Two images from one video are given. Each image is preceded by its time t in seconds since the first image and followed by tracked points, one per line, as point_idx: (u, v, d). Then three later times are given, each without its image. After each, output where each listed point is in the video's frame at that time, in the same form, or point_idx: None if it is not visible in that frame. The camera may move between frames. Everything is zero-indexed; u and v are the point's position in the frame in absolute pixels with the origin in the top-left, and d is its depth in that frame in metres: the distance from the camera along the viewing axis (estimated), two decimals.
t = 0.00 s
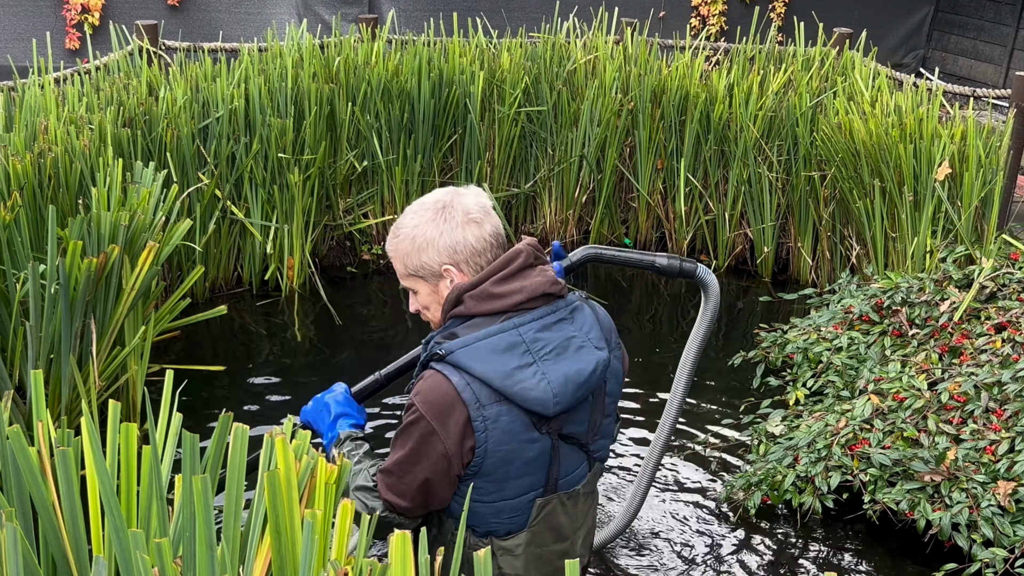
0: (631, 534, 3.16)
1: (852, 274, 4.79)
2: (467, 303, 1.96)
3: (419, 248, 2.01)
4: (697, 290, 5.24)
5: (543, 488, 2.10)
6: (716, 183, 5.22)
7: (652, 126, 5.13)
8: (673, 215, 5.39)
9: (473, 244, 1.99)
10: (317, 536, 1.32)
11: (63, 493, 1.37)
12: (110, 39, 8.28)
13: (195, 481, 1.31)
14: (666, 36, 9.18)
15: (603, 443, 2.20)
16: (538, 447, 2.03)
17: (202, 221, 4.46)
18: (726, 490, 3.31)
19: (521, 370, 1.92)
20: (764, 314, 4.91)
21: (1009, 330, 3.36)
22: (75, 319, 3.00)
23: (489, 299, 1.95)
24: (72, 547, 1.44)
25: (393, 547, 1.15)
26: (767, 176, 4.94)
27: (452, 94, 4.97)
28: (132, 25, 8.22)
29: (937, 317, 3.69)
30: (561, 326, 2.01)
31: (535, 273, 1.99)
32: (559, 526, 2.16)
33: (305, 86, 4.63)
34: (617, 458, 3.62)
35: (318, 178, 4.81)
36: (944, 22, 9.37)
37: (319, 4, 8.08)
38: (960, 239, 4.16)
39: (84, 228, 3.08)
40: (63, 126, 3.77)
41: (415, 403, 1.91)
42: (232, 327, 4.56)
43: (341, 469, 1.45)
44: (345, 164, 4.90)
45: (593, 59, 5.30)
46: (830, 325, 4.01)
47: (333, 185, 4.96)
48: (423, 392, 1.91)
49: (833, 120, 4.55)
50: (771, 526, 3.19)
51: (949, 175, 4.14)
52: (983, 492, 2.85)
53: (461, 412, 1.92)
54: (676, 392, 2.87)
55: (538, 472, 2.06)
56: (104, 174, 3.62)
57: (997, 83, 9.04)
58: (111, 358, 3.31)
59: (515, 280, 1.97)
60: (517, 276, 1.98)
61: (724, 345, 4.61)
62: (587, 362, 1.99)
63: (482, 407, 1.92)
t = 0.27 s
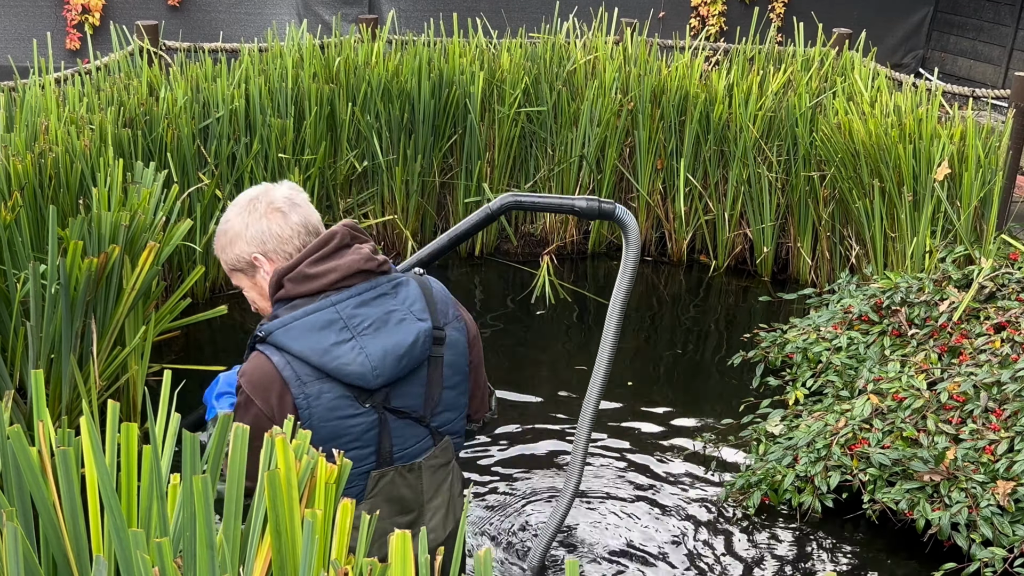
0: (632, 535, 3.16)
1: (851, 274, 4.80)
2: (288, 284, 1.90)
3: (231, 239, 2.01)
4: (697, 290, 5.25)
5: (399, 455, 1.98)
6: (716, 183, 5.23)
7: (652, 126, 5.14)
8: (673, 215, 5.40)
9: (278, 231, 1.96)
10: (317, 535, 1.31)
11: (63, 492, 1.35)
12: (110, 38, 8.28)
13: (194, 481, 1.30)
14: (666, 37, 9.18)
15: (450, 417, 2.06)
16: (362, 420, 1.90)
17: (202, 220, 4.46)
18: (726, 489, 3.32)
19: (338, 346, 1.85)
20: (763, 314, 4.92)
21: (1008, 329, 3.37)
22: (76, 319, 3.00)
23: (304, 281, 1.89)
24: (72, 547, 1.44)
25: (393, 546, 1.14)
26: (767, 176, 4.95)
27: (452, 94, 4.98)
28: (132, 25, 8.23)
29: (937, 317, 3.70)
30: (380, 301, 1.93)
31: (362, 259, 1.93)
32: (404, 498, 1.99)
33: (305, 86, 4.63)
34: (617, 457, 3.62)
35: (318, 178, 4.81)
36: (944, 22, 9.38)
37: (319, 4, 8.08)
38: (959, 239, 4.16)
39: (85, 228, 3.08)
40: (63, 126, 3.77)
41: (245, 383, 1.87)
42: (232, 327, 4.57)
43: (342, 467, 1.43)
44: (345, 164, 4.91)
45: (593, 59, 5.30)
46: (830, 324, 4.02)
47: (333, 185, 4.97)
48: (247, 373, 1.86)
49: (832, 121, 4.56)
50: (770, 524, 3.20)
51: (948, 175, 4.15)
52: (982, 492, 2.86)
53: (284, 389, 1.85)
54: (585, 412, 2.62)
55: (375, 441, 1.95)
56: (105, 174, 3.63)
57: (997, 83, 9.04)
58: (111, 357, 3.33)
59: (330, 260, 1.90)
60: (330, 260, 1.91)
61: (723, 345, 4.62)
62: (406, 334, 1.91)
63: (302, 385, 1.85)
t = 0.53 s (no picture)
0: (633, 535, 3.16)
1: (851, 274, 4.81)
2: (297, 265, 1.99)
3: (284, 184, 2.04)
4: (696, 289, 5.26)
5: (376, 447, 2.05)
6: (715, 183, 5.23)
7: (652, 126, 5.15)
8: (673, 215, 5.41)
9: (321, 221, 2.01)
10: (316, 534, 1.32)
11: (65, 492, 1.35)
12: (111, 38, 8.29)
13: (195, 482, 1.30)
14: (665, 36, 9.19)
15: (431, 415, 2.13)
16: (339, 408, 1.99)
17: (202, 220, 4.47)
18: (726, 488, 3.32)
19: (325, 335, 1.93)
20: (763, 314, 4.92)
21: (1007, 329, 3.38)
22: (76, 319, 3.01)
23: (309, 265, 1.98)
24: (73, 547, 1.43)
25: (393, 547, 1.14)
26: (766, 176, 4.96)
27: (451, 94, 4.98)
28: (132, 25, 8.23)
29: (936, 317, 3.71)
30: (379, 298, 2.00)
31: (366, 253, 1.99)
32: (421, 496, 2.08)
33: (306, 86, 4.64)
34: (617, 457, 3.62)
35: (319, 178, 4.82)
36: (943, 22, 9.39)
37: (320, 4, 8.09)
38: (959, 239, 4.17)
39: (85, 228, 3.08)
40: (64, 126, 3.78)
41: (230, 357, 1.96)
42: (233, 326, 4.58)
43: (342, 467, 1.44)
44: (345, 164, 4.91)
45: (593, 59, 5.31)
46: (829, 324, 4.03)
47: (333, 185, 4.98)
48: (234, 346, 1.95)
49: (832, 121, 4.56)
50: (769, 524, 3.20)
51: (948, 175, 4.15)
52: (981, 492, 2.86)
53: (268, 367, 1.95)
54: (565, 420, 2.62)
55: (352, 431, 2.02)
56: (105, 175, 3.63)
57: (996, 83, 9.04)
58: (112, 357, 3.33)
59: (336, 251, 1.98)
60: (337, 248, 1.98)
61: (723, 345, 4.62)
62: (397, 334, 1.98)
63: (285, 366, 1.95)
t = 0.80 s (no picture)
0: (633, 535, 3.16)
1: (850, 273, 4.81)
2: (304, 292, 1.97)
3: (245, 238, 2.03)
4: (696, 289, 5.26)
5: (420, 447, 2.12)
6: (715, 182, 5.24)
7: (652, 126, 5.15)
8: (672, 214, 5.41)
9: (298, 231, 2.01)
10: (316, 533, 1.32)
11: (65, 491, 1.35)
12: (111, 38, 8.30)
13: (194, 481, 1.30)
14: (665, 36, 9.20)
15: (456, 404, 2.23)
16: (385, 423, 2.03)
17: (203, 220, 4.47)
18: (726, 487, 3.33)
19: (365, 357, 1.94)
20: (763, 313, 4.93)
21: (1006, 329, 3.38)
22: (77, 318, 3.01)
23: (323, 291, 1.95)
24: (73, 545, 1.43)
25: (393, 546, 1.14)
26: (766, 175, 4.96)
27: (452, 94, 4.99)
28: (133, 24, 8.23)
29: (935, 316, 3.71)
30: (400, 306, 2.02)
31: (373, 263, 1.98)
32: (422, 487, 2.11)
33: (306, 86, 4.64)
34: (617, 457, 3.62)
35: (319, 177, 4.83)
36: (943, 22, 9.40)
37: (320, 4, 8.09)
38: (958, 238, 4.18)
39: (86, 227, 3.09)
40: (64, 126, 3.79)
41: (262, 396, 1.92)
42: (233, 325, 4.58)
43: (342, 467, 1.44)
44: (346, 164, 4.92)
45: (593, 59, 5.31)
46: (829, 324, 4.04)
47: (333, 185, 4.98)
48: (267, 387, 1.92)
49: (831, 120, 4.57)
50: (769, 523, 3.21)
51: (947, 174, 4.16)
52: (981, 491, 2.87)
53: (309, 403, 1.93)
54: (528, 385, 2.68)
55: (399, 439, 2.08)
56: (106, 174, 3.64)
57: (995, 83, 9.05)
58: (113, 356, 3.33)
59: (349, 268, 1.96)
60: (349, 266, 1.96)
61: (722, 344, 4.63)
62: (429, 338, 2.01)
63: (330, 398, 1.94)
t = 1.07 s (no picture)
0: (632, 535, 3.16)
1: (850, 273, 4.82)
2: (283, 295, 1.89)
3: (231, 254, 1.98)
4: (695, 288, 5.26)
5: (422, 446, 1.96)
6: (715, 182, 5.24)
7: (652, 126, 5.16)
8: (672, 213, 5.41)
9: (280, 240, 1.95)
10: (316, 532, 1.32)
11: (66, 489, 1.34)
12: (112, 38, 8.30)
13: (195, 480, 1.30)
14: (665, 36, 9.20)
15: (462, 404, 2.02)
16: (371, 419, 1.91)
17: (203, 219, 4.48)
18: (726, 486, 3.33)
19: (330, 349, 1.84)
20: (762, 313, 4.94)
21: (1006, 328, 3.39)
22: (77, 317, 3.01)
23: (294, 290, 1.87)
24: (74, 544, 1.43)
25: (394, 544, 1.14)
26: (765, 175, 4.96)
27: (452, 93, 4.99)
28: (133, 24, 8.23)
29: (935, 316, 3.72)
30: (372, 299, 1.89)
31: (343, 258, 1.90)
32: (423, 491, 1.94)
33: (306, 86, 4.64)
34: (618, 456, 3.62)
35: (319, 177, 4.83)
36: (942, 22, 9.41)
37: (320, 3, 8.08)
38: (957, 238, 4.19)
39: (87, 226, 3.09)
40: (65, 125, 3.79)
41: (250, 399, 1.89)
42: (233, 325, 4.59)
43: (342, 465, 1.44)
44: (346, 163, 4.92)
45: (592, 59, 5.31)
46: (828, 323, 4.04)
47: (333, 184, 4.99)
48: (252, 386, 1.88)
49: (831, 120, 4.57)
50: (769, 522, 3.22)
51: (947, 174, 4.16)
52: (980, 490, 2.87)
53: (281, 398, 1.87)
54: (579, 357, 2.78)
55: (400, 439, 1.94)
56: (106, 173, 3.64)
57: (995, 83, 9.04)
58: (113, 355, 3.34)
59: (316, 267, 1.88)
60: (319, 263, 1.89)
61: (722, 343, 4.64)
62: (398, 329, 1.88)
63: (304, 391, 1.86)
